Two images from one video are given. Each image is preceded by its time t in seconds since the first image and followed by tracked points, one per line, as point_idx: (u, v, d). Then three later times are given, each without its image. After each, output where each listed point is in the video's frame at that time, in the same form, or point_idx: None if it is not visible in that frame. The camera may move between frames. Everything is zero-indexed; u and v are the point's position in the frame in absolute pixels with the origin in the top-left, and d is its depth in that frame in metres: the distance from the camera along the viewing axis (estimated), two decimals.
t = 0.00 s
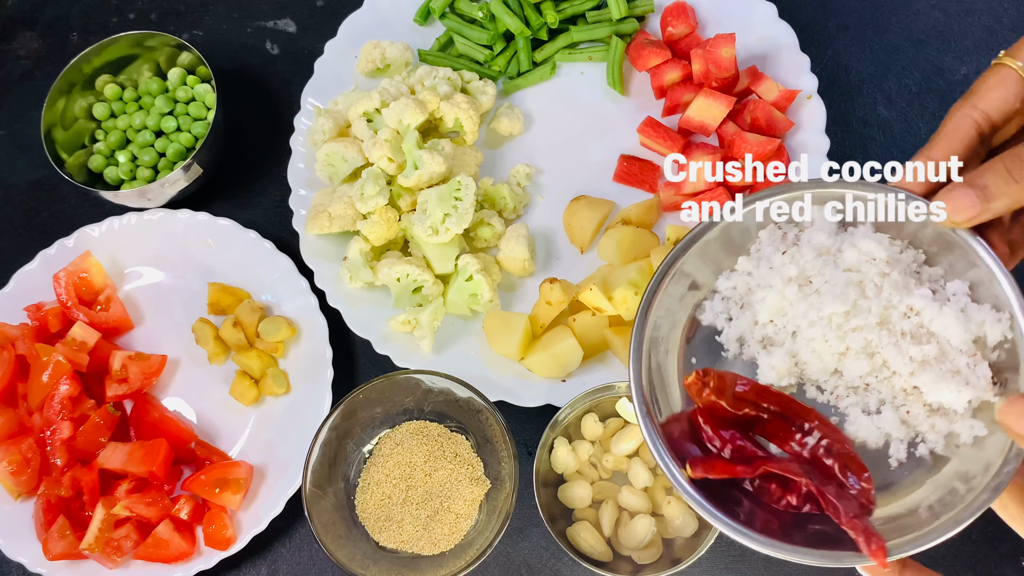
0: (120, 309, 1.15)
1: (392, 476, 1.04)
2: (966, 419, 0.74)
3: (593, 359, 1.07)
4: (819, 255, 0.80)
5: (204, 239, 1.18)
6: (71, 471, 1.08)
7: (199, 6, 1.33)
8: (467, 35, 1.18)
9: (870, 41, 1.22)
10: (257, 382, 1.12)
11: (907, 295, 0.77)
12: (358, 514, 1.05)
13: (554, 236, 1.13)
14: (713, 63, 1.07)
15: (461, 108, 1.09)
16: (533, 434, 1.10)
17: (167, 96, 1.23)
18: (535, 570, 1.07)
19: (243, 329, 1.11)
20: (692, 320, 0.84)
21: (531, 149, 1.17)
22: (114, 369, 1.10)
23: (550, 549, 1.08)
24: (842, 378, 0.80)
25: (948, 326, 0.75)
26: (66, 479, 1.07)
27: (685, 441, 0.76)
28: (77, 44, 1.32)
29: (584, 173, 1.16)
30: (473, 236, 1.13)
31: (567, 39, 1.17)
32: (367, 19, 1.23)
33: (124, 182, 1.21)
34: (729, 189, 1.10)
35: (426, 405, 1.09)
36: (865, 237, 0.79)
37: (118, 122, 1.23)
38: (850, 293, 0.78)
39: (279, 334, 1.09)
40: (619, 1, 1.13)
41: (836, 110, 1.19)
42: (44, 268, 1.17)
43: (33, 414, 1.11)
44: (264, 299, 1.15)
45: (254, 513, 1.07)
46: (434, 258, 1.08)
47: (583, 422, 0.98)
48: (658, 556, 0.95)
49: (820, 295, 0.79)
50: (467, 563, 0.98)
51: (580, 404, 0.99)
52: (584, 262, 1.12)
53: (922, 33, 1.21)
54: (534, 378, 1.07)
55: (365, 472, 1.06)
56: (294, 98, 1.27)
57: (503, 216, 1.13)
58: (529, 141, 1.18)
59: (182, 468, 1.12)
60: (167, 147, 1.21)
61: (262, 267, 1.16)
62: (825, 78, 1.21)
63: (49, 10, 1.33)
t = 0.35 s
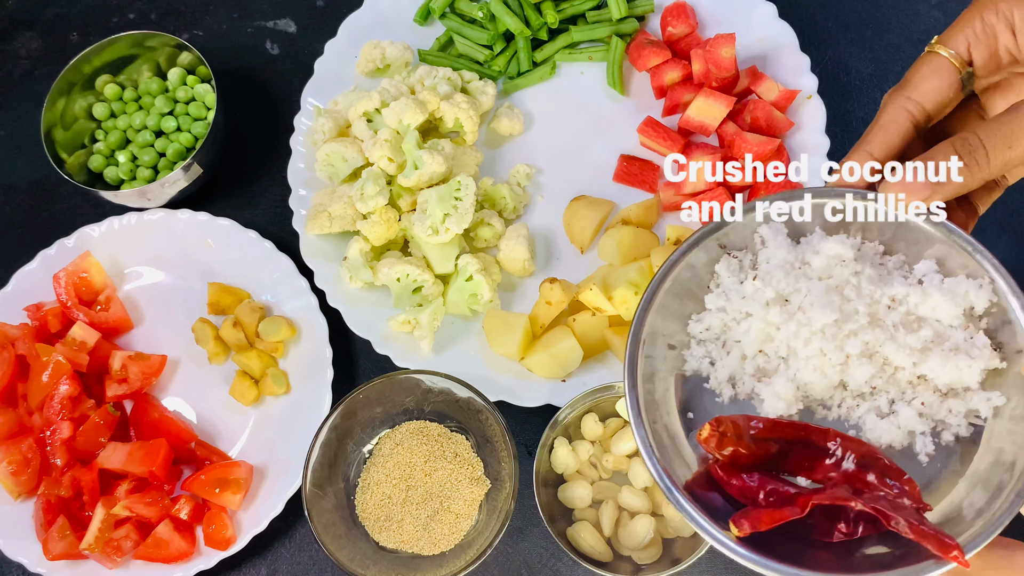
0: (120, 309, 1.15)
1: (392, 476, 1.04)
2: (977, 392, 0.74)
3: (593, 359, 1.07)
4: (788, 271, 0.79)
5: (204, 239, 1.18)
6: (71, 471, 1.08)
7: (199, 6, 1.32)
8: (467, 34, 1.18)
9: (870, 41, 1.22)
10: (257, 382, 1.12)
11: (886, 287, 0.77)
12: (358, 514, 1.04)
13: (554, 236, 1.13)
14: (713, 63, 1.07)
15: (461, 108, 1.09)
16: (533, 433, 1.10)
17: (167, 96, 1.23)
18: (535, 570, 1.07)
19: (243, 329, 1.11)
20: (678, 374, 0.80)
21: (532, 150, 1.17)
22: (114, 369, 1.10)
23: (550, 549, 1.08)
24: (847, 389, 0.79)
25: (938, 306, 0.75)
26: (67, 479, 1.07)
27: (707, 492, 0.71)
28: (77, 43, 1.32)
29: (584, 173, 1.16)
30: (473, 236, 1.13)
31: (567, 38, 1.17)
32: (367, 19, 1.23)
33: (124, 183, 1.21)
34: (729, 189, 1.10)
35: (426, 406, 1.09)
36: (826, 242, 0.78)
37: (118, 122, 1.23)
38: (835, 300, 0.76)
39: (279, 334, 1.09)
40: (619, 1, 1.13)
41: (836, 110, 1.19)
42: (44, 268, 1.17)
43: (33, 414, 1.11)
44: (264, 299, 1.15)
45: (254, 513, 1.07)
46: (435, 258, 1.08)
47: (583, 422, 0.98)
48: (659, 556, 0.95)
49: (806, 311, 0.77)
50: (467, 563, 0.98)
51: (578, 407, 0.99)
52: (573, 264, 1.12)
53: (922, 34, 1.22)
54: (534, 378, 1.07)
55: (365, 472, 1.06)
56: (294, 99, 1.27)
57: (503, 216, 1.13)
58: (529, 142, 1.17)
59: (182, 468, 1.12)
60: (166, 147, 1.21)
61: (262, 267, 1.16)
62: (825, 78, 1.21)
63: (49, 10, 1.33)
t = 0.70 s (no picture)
0: (120, 309, 1.16)
1: (392, 476, 1.04)
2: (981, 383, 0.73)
3: (593, 359, 1.07)
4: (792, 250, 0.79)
5: (204, 239, 1.18)
6: (71, 471, 1.08)
7: (200, 6, 1.33)
8: (467, 34, 1.19)
9: (870, 41, 1.22)
10: (258, 381, 1.12)
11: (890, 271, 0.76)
12: (358, 514, 1.05)
13: (554, 236, 1.14)
14: (713, 63, 1.08)
15: (461, 108, 1.09)
16: (532, 433, 1.10)
17: (167, 96, 1.23)
18: (535, 570, 1.08)
19: (244, 329, 1.11)
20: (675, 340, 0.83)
21: (532, 150, 1.17)
22: (114, 369, 1.10)
23: (549, 549, 1.08)
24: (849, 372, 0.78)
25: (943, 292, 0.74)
26: (67, 479, 1.07)
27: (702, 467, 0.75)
28: (78, 44, 1.32)
29: (583, 173, 1.16)
30: (473, 236, 1.13)
31: (567, 39, 1.18)
32: (367, 19, 1.23)
33: (125, 183, 1.21)
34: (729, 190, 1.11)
35: (426, 406, 1.09)
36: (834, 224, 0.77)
37: (118, 122, 1.23)
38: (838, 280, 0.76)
39: (279, 334, 1.09)
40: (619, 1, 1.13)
41: (836, 110, 1.19)
42: (44, 268, 1.17)
43: (34, 414, 1.11)
44: (264, 299, 1.15)
45: (254, 513, 1.07)
46: (435, 258, 1.08)
47: (582, 422, 0.98)
48: (658, 556, 0.95)
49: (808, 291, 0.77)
50: (467, 563, 0.98)
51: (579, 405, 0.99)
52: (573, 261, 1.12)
53: (922, 34, 1.22)
54: (534, 377, 1.07)
55: (365, 471, 1.06)
56: (294, 99, 1.27)
57: (503, 216, 1.14)
58: (529, 142, 1.18)
59: (182, 468, 1.12)
60: (167, 147, 1.21)
61: (262, 267, 1.16)
62: (824, 79, 1.21)
63: (49, 10, 1.34)
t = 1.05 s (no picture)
0: (120, 309, 1.16)
1: (391, 476, 1.04)
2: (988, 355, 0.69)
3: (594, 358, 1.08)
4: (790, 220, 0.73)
5: (204, 239, 1.18)
6: (71, 471, 1.08)
7: (200, 6, 1.33)
8: (467, 34, 1.19)
9: (870, 41, 1.22)
10: (257, 382, 1.12)
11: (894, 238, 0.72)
12: (357, 514, 1.05)
13: (554, 236, 1.14)
14: (713, 63, 1.08)
15: (461, 108, 1.09)
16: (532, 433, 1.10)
17: (167, 96, 1.23)
18: (535, 570, 1.07)
19: (243, 329, 1.11)
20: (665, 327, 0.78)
21: (532, 150, 1.17)
22: (114, 369, 1.10)
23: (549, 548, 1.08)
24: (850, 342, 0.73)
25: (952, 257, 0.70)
26: (67, 479, 1.07)
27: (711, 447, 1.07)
28: (78, 44, 1.32)
29: (583, 172, 1.16)
30: (473, 236, 1.13)
31: (567, 38, 1.18)
32: (367, 19, 1.23)
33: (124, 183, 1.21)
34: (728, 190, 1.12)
35: (425, 405, 1.09)
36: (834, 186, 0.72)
37: (118, 122, 1.23)
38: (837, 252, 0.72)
39: (279, 334, 1.09)
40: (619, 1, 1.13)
41: (835, 110, 1.19)
42: (45, 268, 1.17)
43: (34, 414, 1.11)
44: (264, 299, 1.15)
45: (254, 513, 1.07)
46: (434, 258, 1.08)
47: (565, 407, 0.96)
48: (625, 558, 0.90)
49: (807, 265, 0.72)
50: (466, 563, 0.98)
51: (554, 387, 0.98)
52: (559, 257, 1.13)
53: (922, 34, 1.22)
54: (534, 378, 1.07)
55: (364, 472, 1.06)
56: (294, 99, 1.27)
57: (503, 216, 1.13)
58: (529, 142, 1.18)
59: (182, 468, 1.12)
60: (167, 147, 1.21)
61: (262, 267, 1.16)
62: (824, 78, 1.21)
63: (50, 10, 1.34)
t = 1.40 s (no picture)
0: (120, 309, 1.16)
1: (391, 476, 1.04)
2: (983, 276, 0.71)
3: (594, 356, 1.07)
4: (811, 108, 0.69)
5: (204, 239, 1.18)
6: (71, 471, 1.08)
7: (200, 6, 1.33)
8: (467, 34, 1.18)
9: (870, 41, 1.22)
10: (257, 382, 1.12)
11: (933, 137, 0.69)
12: (357, 514, 1.04)
13: (554, 236, 1.13)
14: (713, 63, 1.08)
15: (461, 108, 1.09)
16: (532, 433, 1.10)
17: (167, 96, 1.23)
18: (535, 570, 1.07)
19: (243, 329, 1.11)
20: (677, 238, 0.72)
21: (532, 149, 1.17)
22: (114, 369, 1.10)
23: (550, 548, 1.07)
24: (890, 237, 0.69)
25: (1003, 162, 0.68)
26: (67, 479, 1.07)
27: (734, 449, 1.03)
28: (77, 44, 1.32)
29: (583, 172, 1.16)
30: (473, 236, 1.13)
31: (568, 39, 1.18)
32: (367, 19, 1.23)
33: (124, 183, 1.21)
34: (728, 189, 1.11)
35: (425, 405, 1.09)
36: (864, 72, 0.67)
37: (118, 122, 1.23)
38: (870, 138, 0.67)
39: (279, 334, 1.09)
40: (619, 1, 1.13)
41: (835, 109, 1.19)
42: (44, 268, 1.17)
43: (33, 414, 1.11)
44: (264, 299, 1.15)
45: (254, 513, 1.07)
46: (434, 258, 1.08)
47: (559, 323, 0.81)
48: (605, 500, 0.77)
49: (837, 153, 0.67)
50: (466, 563, 0.97)
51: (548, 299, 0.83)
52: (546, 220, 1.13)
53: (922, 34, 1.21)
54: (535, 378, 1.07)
55: (364, 472, 1.05)
56: (294, 98, 1.27)
57: (503, 216, 1.13)
58: (529, 141, 1.18)
59: (182, 468, 1.12)
60: (167, 147, 1.21)
61: (262, 267, 1.16)
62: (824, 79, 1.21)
63: (49, 10, 1.34)
